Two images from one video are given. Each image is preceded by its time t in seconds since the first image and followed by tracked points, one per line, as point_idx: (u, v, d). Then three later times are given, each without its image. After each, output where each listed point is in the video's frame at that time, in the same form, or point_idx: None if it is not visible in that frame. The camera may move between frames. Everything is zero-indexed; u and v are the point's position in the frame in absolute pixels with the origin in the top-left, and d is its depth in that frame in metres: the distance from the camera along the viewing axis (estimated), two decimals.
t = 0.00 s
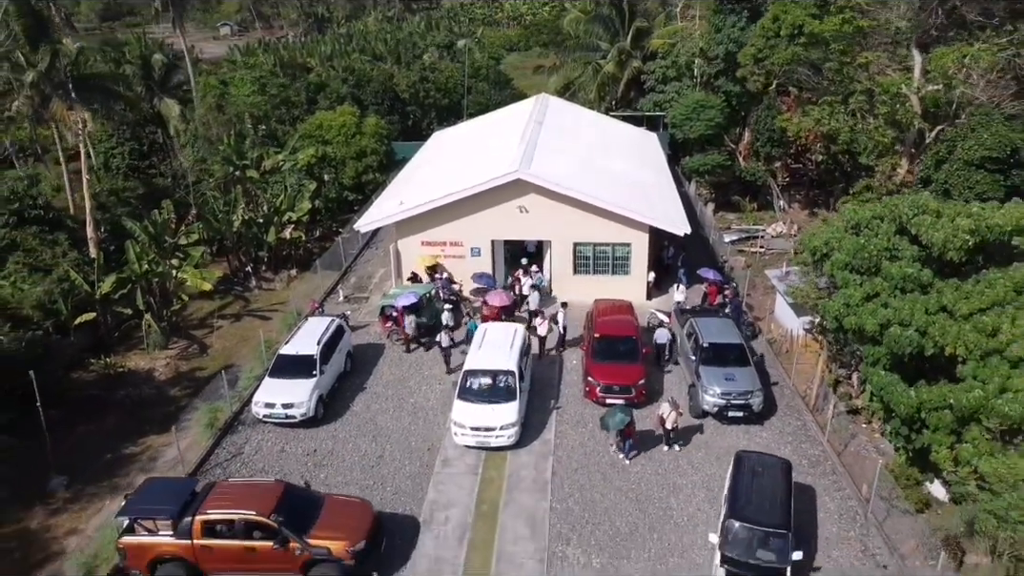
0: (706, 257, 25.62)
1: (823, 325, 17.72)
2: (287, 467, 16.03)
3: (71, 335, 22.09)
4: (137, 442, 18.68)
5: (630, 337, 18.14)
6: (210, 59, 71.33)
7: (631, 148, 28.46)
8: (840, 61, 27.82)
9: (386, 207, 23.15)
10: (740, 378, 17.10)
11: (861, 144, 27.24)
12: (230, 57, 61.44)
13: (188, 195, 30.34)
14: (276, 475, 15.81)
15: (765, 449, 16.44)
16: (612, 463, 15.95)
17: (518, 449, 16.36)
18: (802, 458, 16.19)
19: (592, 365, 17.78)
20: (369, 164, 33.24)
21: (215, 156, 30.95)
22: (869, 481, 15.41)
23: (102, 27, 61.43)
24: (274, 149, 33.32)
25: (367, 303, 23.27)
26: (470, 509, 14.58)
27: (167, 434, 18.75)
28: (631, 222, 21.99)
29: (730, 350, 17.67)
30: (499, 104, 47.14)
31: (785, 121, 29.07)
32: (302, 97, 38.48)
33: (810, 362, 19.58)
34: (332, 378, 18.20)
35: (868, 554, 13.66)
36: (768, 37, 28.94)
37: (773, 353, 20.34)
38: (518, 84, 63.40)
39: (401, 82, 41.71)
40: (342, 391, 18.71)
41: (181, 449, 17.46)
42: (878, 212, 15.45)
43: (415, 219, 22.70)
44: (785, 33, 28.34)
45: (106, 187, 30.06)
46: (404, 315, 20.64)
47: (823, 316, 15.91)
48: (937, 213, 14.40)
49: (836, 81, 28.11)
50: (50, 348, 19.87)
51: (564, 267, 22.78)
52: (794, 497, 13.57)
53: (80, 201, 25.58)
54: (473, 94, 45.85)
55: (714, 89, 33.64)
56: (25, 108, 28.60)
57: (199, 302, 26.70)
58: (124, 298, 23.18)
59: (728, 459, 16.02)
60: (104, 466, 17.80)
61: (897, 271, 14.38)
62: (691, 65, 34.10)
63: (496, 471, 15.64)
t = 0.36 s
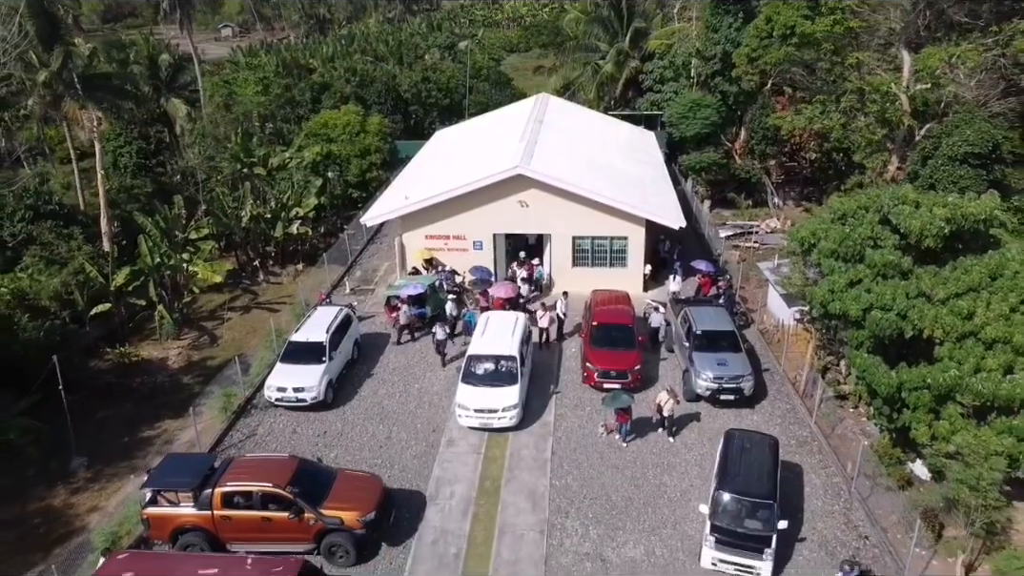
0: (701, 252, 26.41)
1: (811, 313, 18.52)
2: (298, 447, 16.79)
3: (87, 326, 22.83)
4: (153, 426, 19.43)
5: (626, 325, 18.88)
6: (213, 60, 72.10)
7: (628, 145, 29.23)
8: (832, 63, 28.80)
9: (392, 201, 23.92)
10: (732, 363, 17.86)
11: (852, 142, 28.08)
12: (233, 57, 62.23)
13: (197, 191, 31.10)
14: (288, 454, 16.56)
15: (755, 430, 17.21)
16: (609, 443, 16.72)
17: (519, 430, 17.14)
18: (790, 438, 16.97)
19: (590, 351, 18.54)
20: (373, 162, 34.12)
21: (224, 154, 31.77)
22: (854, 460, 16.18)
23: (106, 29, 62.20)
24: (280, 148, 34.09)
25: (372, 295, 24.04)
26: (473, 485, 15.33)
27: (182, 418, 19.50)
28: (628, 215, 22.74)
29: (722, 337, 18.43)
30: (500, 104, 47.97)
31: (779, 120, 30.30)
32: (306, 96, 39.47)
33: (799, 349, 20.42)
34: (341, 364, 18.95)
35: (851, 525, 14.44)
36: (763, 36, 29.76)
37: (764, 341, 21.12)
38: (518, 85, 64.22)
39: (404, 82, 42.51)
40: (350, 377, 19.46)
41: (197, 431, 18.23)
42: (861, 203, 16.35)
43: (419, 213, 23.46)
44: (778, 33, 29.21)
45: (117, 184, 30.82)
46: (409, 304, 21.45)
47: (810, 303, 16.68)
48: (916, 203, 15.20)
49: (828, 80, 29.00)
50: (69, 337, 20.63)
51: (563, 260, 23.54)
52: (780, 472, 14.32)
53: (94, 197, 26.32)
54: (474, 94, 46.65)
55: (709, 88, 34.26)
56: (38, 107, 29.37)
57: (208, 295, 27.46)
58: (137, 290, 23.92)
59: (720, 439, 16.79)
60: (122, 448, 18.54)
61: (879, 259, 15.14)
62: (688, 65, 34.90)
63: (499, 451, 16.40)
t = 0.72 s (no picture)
0: (696, 247, 27.15)
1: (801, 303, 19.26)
2: (308, 431, 17.50)
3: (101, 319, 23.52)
4: (166, 413, 20.14)
5: (623, 316, 19.54)
6: (216, 62, 72.87)
7: (625, 144, 29.96)
8: (824, 65, 29.75)
9: (395, 199, 24.66)
10: (724, 352, 18.59)
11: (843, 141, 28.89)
12: (235, 60, 63.04)
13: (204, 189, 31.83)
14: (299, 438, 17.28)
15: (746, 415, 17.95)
16: (606, 427, 17.44)
17: (520, 416, 17.87)
18: (780, 423, 17.69)
19: (589, 341, 19.26)
20: (376, 161, 34.96)
21: (232, 154, 32.54)
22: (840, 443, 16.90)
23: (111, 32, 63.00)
24: (286, 147, 34.85)
25: (377, 289, 24.77)
26: (476, 467, 16.03)
27: (195, 406, 20.21)
28: (625, 211, 23.47)
29: (715, 327, 19.16)
30: (500, 105, 48.78)
31: (772, 120, 30.90)
32: (310, 97, 40.61)
33: (791, 340, 20.99)
34: (347, 354, 19.66)
35: (836, 502, 15.14)
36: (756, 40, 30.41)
37: (756, 333, 21.77)
38: (518, 87, 65.10)
39: (406, 84, 43.32)
40: (357, 366, 20.18)
41: (210, 417, 18.94)
42: (842, 194, 17.46)
43: (423, 210, 24.19)
44: (771, 35, 29.66)
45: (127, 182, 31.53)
46: (414, 298, 22.15)
47: (799, 293, 17.42)
48: (898, 197, 15.96)
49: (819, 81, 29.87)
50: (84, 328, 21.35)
51: (562, 255, 24.27)
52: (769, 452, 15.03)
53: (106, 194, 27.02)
54: (475, 95, 47.44)
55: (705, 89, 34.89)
56: (51, 107, 30.08)
57: (217, 290, 28.17)
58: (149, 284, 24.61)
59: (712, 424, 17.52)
60: (137, 434, 19.25)
61: (863, 250, 15.88)
62: (685, 67, 35.32)
63: (501, 435, 17.12)
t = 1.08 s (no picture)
0: (692, 244, 27.96)
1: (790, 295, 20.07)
2: (318, 416, 18.30)
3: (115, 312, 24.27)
4: (180, 401, 20.89)
5: (620, 308, 20.34)
6: (218, 65, 73.69)
7: (623, 144, 30.78)
8: (817, 66, 30.37)
9: (400, 196, 25.47)
10: (716, 341, 19.39)
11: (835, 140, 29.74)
12: (238, 62, 63.86)
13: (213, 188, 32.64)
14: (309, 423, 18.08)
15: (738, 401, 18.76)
16: (604, 412, 18.24)
17: (520, 402, 18.68)
18: (770, 409, 18.48)
19: (587, 331, 20.06)
20: (380, 161, 35.88)
21: (240, 154, 33.39)
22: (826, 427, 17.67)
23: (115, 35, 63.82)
24: (292, 147, 35.70)
25: (382, 284, 25.57)
26: (478, 448, 16.82)
27: (207, 395, 20.97)
28: (622, 208, 24.27)
29: (708, 318, 19.96)
30: (501, 107, 49.68)
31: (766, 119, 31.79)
32: (315, 98, 41.40)
33: (781, 331, 21.75)
34: (355, 343, 20.44)
35: (821, 481, 15.93)
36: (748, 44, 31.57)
37: (748, 326, 22.55)
38: (518, 89, 66.05)
39: (409, 86, 44.21)
40: (364, 356, 20.97)
41: (223, 404, 19.72)
42: (827, 190, 18.31)
43: (427, 206, 25.01)
44: (764, 38, 30.83)
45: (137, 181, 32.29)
46: (418, 291, 22.99)
47: (787, 284, 18.21)
48: (880, 191, 16.80)
49: (813, 83, 30.67)
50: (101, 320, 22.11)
51: (562, 250, 25.08)
52: (758, 433, 15.81)
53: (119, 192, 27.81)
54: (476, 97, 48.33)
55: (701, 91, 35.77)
56: (64, 108, 30.86)
57: (225, 286, 28.93)
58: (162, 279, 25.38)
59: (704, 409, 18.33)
60: (153, 421, 20.01)
61: (847, 242, 16.68)
62: (683, 69, 36.46)
63: (502, 420, 17.93)
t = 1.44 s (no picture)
0: (688, 241, 28.77)
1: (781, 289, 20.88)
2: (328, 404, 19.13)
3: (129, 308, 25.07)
4: (194, 391, 21.67)
5: (618, 302, 21.15)
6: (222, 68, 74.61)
7: (621, 145, 31.62)
8: (810, 70, 31.53)
9: (405, 195, 26.31)
10: (710, 333, 20.22)
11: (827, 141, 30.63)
12: (242, 65, 64.78)
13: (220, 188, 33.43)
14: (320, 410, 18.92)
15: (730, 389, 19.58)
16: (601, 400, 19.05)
17: (521, 391, 19.51)
18: (760, 397, 19.31)
19: (585, 323, 20.87)
20: (384, 162, 36.90)
21: (249, 155, 34.31)
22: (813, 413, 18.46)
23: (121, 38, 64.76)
24: (298, 149, 36.61)
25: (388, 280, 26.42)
26: (481, 434, 17.63)
27: (220, 385, 21.77)
28: (620, 206, 25.11)
29: (701, 311, 20.78)
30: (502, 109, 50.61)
31: (759, 121, 32.37)
32: (320, 101, 42.35)
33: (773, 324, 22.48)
34: (362, 336, 21.24)
35: (808, 463, 16.73)
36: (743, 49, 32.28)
37: (742, 319, 23.32)
38: (518, 92, 66.97)
39: (412, 88, 45.09)
40: (370, 348, 21.78)
41: (236, 394, 20.55)
42: (815, 188, 19.07)
43: (431, 205, 25.85)
44: (757, 43, 31.38)
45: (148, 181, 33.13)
46: (423, 286, 23.87)
47: (777, 277, 19.02)
48: (863, 187, 17.60)
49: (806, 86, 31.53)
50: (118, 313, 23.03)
51: (561, 247, 25.93)
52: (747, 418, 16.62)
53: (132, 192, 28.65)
54: (477, 100, 49.21)
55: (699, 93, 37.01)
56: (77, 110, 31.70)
57: (234, 283, 29.75)
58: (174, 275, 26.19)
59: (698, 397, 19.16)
60: (168, 410, 20.80)
61: (833, 237, 17.49)
62: (679, 73, 37.59)
63: (504, 407, 18.75)
